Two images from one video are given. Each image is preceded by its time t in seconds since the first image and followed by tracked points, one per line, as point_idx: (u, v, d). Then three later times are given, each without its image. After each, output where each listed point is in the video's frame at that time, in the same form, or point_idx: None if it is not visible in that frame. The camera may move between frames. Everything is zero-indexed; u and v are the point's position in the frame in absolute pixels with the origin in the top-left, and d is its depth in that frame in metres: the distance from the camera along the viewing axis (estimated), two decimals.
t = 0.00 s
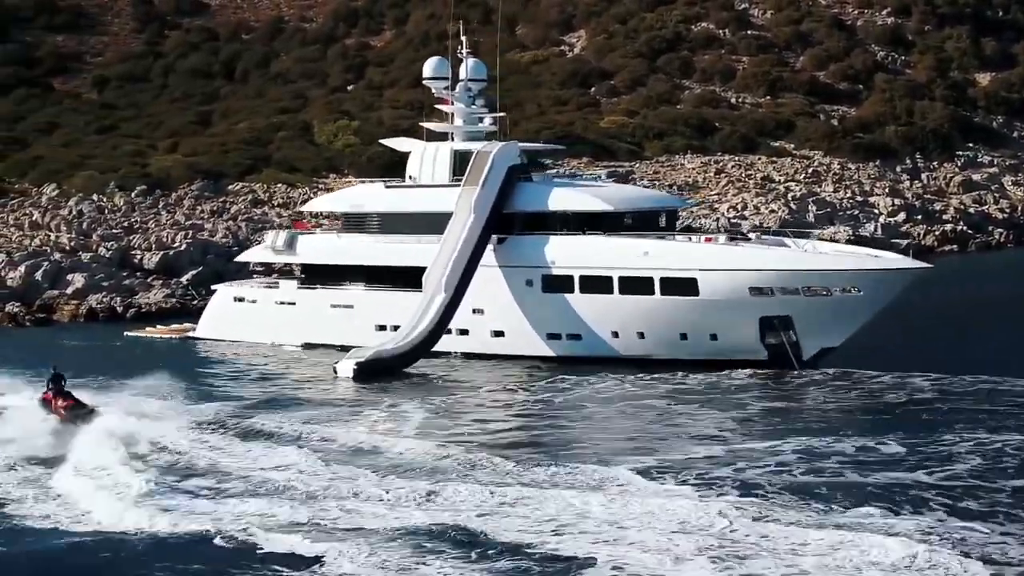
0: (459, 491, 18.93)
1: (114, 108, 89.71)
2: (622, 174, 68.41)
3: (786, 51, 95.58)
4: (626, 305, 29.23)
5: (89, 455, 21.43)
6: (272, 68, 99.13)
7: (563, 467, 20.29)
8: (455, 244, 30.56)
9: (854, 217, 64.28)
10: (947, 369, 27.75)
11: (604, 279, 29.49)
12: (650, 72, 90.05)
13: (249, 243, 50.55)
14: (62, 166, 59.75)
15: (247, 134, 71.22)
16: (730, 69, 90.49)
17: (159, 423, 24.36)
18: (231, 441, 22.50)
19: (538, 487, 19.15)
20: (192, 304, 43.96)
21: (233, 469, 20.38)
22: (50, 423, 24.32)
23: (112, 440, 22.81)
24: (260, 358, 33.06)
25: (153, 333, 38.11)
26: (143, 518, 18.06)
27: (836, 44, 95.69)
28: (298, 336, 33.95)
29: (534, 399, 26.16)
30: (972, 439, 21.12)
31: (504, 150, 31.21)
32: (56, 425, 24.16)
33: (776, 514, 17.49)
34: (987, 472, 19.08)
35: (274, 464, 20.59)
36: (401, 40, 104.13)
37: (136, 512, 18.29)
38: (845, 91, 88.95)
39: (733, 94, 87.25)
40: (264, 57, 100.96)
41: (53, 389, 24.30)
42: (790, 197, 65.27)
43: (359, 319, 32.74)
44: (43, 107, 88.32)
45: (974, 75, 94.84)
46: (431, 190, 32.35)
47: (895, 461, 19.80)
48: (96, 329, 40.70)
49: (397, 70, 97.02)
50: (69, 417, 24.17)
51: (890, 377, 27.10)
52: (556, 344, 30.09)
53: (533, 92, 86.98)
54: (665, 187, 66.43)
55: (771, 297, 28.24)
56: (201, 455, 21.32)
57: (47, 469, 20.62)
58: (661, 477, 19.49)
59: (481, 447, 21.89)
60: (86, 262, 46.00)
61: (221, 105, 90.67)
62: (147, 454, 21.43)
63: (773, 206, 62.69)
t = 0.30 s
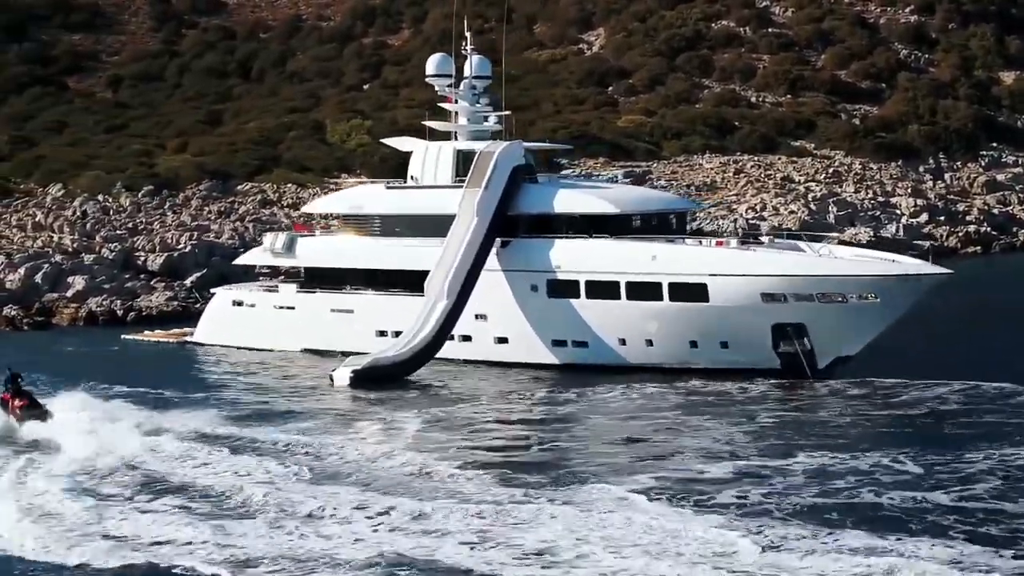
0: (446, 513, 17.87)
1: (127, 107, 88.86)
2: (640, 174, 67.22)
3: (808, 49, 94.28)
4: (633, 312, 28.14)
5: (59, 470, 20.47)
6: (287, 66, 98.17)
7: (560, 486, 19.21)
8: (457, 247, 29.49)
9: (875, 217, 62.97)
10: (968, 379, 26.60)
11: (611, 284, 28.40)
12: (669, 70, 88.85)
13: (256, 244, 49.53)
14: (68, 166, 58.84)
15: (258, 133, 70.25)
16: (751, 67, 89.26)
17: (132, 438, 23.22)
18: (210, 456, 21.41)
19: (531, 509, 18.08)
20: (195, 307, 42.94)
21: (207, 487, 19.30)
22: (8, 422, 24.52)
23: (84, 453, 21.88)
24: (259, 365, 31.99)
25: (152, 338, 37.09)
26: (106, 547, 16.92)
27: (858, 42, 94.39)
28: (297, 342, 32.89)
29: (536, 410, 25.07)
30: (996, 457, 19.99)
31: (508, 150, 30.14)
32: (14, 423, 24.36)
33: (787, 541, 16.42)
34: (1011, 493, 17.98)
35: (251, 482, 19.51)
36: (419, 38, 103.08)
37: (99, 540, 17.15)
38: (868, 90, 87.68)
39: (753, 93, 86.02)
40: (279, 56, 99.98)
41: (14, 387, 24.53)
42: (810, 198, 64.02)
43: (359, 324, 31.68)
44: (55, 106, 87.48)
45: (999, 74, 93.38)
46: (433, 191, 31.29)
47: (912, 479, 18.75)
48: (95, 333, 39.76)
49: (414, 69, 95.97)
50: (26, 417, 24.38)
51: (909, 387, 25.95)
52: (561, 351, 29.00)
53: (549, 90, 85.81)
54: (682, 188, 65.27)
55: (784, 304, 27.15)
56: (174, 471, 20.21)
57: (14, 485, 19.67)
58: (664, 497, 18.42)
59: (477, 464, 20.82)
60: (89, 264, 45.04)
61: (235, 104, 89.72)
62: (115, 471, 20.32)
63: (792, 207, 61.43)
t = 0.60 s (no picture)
0: (427, 536, 16.98)
1: (137, 106, 88.09)
2: (653, 175, 66.26)
3: (824, 48, 93.28)
4: (637, 318, 27.22)
5: (29, 484, 19.68)
6: (300, 65, 97.39)
7: (551, 505, 18.34)
8: (455, 251, 28.62)
9: (892, 217, 61.92)
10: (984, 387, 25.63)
11: (614, 289, 27.48)
12: (683, 70, 87.91)
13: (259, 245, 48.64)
14: (71, 166, 58.10)
15: (267, 133, 69.42)
16: (766, 66, 88.30)
17: (110, 452, 22.31)
18: (190, 470, 20.51)
19: (521, 530, 17.20)
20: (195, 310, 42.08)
21: (180, 504, 18.44)
22: None
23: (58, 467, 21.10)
24: (254, 370, 31.14)
25: (148, 342, 36.23)
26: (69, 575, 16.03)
27: (875, 41, 93.39)
28: (293, 346, 32.00)
29: (533, 420, 24.20)
30: (1012, 473, 19.07)
31: (509, 150, 29.27)
32: None
33: (788, 568, 15.55)
34: None
35: (233, 500, 18.61)
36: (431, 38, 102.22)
37: (64, 567, 16.27)
38: (885, 89, 86.69)
39: (769, 92, 85.05)
40: (291, 55, 99.14)
41: None
42: (826, 199, 63.03)
43: (356, 329, 30.78)
44: (64, 105, 86.74)
45: (1018, 73, 92.21)
46: (432, 192, 30.41)
47: (923, 498, 17.87)
48: (91, 337, 38.80)
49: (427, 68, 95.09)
50: None
51: (922, 396, 25.00)
52: (563, 358, 28.07)
53: (562, 89, 84.89)
54: (696, 188, 64.33)
55: (793, 310, 26.23)
56: (148, 486, 19.38)
57: None
58: (662, 517, 17.54)
59: (470, 478, 19.95)
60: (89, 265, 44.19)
61: (245, 103, 88.93)
62: (91, 486, 19.42)
63: (807, 207, 60.44)
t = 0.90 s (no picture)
0: (399, 565, 16.01)
1: (147, 105, 87.20)
2: (668, 176, 65.08)
3: (843, 47, 92.00)
4: (639, 324, 26.11)
5: None
6: (314, 65, 96.45)
7: (537, 527, 17.34)
8: (451, 255, 27.54)
9: (911, 219, 60.63)
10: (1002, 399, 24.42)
11: (616, 294, 26.37)
12: (700, 68, 86.64)
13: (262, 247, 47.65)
14: (74, 166, 57.15)
15: (275, 133, 68.41)
16: (785, 66, 87.07)
17: (84, 471, 21.37)
18: (159, 488, 19.59)
19: (500, 557, 16.22)
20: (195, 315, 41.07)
21: (144, 528, 17.51)
22: None
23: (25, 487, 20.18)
24: (246, 377, 30.12)
25: (141, 348, 35.24)
26: None
27: (895, 39, 92.09)
28: (286, 352, 30.96)
29: (528, 433, 23.14)
30: None
31: (507, 150, 28.17)
32: None
33: None
34: None
35: (194, 522, 17.69)
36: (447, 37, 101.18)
37: None
38: (905, 89, 85.36)
39: (787, 91, 83.81)
40: (305, 54, 98.19)
41: None
42: (844, 199, 61.79)
43: (351, 334, 29.73)
44: (74, 105, 85.83)
45: None
46: (428, 194, 29.34)
47: (933, 524, 16.84)
48: (84, 341, 37.74)
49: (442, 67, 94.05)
50: None
51: (937, 408, 23.85)
52: (563, 366, 26.98)
53: (577, 88, 83.70)
54: (712, 189, 63.13)
55: (802, 317, 25.07)
56: (113, 507, 18.45)
57: None
58: (655, 542, 16.51)
59: (457, 497, 18.94)
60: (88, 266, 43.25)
61: (257, 102, 87.97)
62: (51, 507, 18.54)
63: (824, 208, 59.21)
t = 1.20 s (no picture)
0: None
1: (158, 104, 86.45)
2: (683, 176, 64.09)
3: (862, 45, 90.93)
4: (644, 329, 25.19)
5: None
6: (327, 64, 95.65)
7: (531, 547, 16.49)
8: (451, 256, 26.65)
9: (930, 219, 59.57)
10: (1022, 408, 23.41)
11: (621, 298, 25.46)
12: (716, 67, 85.60)
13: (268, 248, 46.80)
14: (80, 166, 56.35)
15: (285, 132, 67.55)
16: (802, 65, 86.05)
17: (61, 480, 20.54)
18: (139, 502, 18.76)
19: None
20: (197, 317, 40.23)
21: (117, 550, 16.74)
22: None
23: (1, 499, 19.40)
24: (243, 382, 29.25)
25: (137, 351, 34.41)
26: None
27: (914, 38, 91.02)
28: (284, 355, 30.10)
29: (529, 443, 22.24)
30: None
31: (508, 148, 27.29)
32: None
33: None
34: None
35: (169, 544, 16.83)
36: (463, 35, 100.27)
37: None
38: (924, 88, 84.22)
39: (804, 90, 82.79)
40: (319, 54, 97.36)
41: None
42: (862, 200, 60.78)
43: (349, 338, 28.84)
44: (86, 103, 85.07)
45: None
46: (428, 194, 28.44)
47: (949, 549, 15.97)
48: (83, 344, 36.93)
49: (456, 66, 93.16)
50: None
51: (955, 419, 22.88)
52: (566, 372, 26.07)
53: (591, 87, 82.75)
54: (727, 189, 62.13)
55: (813, 322, 24.13)
56: (88, 525, 17.68)
57: None
58: (655, 565, 15.64)
59: (449, 513, 18.10)
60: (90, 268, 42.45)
61: (269, 101, 87.17)
62: (21, 526, 17.72)
63: (841, 209, 58.20)
